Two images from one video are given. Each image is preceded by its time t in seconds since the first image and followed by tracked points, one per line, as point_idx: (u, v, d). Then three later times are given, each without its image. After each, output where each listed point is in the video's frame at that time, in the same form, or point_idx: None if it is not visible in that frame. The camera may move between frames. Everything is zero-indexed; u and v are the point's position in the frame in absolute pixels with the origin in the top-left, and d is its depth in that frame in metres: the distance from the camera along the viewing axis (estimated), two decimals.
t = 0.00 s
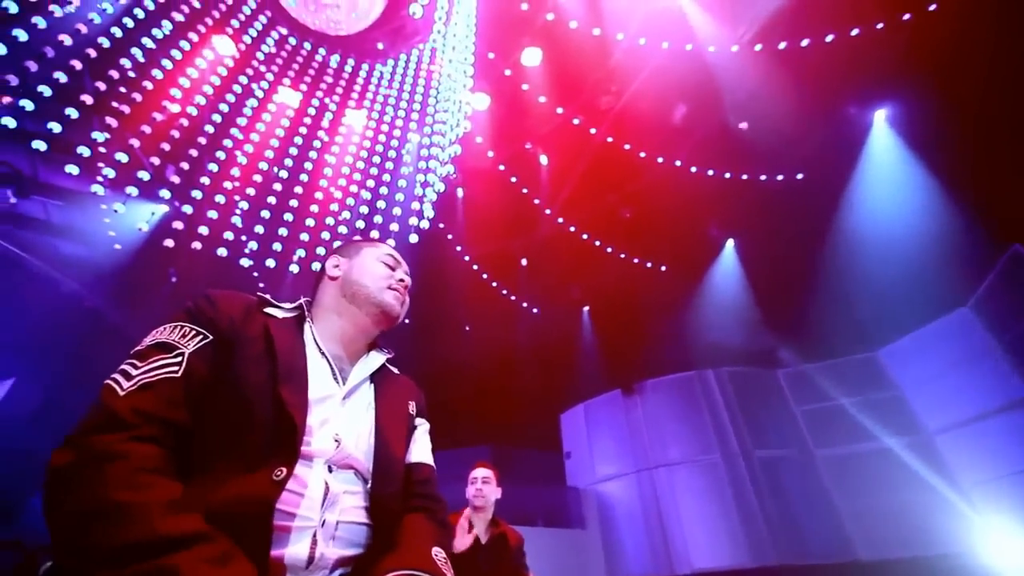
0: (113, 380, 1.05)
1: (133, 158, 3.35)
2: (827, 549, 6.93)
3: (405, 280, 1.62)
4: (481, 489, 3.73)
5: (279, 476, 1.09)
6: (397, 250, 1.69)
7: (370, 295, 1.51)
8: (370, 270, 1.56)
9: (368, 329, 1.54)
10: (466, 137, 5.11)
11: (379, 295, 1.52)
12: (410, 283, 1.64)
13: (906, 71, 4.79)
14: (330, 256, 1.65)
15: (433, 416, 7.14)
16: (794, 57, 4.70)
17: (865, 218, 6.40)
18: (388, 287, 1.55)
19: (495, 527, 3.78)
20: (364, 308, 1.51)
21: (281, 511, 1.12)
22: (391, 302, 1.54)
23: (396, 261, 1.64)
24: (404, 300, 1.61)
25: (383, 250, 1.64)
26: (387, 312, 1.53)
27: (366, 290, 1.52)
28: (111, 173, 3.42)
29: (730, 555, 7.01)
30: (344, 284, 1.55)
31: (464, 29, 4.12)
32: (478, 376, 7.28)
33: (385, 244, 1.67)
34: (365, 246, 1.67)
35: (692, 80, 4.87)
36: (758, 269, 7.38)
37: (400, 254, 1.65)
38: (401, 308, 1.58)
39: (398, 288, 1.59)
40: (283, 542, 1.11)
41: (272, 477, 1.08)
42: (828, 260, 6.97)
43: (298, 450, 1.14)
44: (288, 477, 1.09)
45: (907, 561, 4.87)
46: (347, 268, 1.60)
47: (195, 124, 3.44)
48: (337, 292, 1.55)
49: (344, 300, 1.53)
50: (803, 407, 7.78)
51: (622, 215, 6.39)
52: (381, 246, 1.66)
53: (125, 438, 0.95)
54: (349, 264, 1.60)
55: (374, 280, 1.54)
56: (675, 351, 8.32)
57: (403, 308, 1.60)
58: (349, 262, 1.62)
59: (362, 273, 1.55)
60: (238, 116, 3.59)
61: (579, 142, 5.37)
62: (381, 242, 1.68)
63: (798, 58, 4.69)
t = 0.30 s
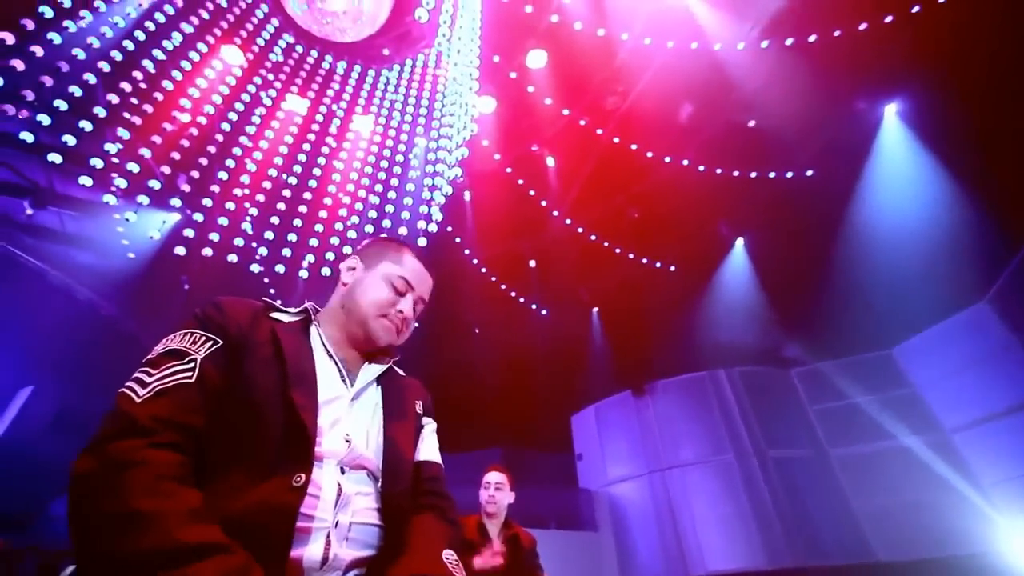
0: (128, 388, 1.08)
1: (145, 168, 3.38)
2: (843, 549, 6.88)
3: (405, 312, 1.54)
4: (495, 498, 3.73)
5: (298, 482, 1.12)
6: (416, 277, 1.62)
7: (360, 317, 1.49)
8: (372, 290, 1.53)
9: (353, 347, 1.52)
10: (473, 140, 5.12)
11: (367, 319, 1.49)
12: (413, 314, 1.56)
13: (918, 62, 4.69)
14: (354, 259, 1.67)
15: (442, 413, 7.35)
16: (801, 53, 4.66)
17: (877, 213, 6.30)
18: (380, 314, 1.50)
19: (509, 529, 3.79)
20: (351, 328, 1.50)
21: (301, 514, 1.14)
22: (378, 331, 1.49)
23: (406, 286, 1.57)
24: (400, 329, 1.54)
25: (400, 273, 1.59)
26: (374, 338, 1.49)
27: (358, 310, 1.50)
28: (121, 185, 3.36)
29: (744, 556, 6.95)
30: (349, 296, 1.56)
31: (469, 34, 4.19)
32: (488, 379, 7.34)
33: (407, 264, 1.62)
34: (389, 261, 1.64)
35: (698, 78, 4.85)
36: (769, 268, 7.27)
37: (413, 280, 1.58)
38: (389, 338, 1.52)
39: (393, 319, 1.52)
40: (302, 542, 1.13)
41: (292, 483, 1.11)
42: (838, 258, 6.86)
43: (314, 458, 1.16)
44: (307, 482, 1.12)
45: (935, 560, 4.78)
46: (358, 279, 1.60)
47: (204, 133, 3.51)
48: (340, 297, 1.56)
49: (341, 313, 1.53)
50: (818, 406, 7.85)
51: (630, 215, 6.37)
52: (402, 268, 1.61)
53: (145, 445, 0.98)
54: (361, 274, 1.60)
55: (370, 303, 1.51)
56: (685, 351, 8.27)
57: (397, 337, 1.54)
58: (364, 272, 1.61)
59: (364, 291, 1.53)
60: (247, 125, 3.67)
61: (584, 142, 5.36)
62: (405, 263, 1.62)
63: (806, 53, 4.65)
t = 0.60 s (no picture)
0: (127, 400, 1.06)
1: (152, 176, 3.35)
2: (855, 550, 6.81)
3: (397, 352, 1.36)
4: (508, 512, 3.66)
5: (289, 487, 1.10)
6: (413, 307, 1.37)
7: (350, 353, 1.38)
8: (361, 324, 1.37)
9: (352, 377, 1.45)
10: (478, 144, 5.11)
11: (356, 358, 1.37)
12: (408, 352, 1.37)
13: (925, 59, 4.62)
14: (359, 273, 1.50)
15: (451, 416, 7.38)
16: (807, 52, 4.60)
17: (885, 211, 6.25)
18: (368, 354, 1.36)
19: (517, 533, 3.75)
20: (344, 362, 1.40)
21: (298, 522, 1.12)
22: (366, 371, 1.37)
23: (400, 321, 1.36)
24: (396, 367, 1.38)
25: (392, 304, 1.37)
26: (366, 377, 1.38)
27: (348, 345, 1.38)
28: (129, 194, 3.38)
29: (755, 559, 6.88)
30: (346, 322, 1.43)
31: (473, 38, 4.10)
32: (495, 383, 7.33)
33: (403, 291, 1.38)
34: (387, 282, 1.42)
35: (702, 78, 4.79)
36: (777, 268, 7.18)
37: (406, 315, 1.36)
38: (381, 377, 1.39)
39: (384, 358, 1.36)
40: (297, 553, 1.11)
41: (283, 489, 1.09)
42: (848, 257, 6.78)
43: (309, 462, 1.14)
44: (299, 487, 1.10)
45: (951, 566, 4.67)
46: (355, 302, 1.45)
47: (211, 141, 3.51)
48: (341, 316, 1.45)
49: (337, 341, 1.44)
50: (828, 407, 7.70)
51: (635, 216, 6.32)
52: (394, 296, 1.38)
53: (140, 461, 0.95)
54: (358, 298, 1.44)
55: (358, 340, 1.37)
56: (694, 352, 8.20)
57: (393, 374, 1.39)
58: (361, 294, 1.44)
59: (355, 323, 1.39)
60: (253, 132, 3.67)
61: (589, 144, 5.34)
62: (401, 289, 1.38)
63: (812, 52, 4.58)
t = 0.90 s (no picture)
0: (139, 402, 1.05)
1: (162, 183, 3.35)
2: (869, 551, 6.72)
3: (410, 340, 1.34)
4: (512, 509, 3.63)
5: (299, 494, 1.07)
6: (423, 294, 1.36)
7: (363, 346, 1.36)
8: (372, 316, 1.35)
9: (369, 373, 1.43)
10: (484, 146, 5.11)
11: (369, 351, 1.35)
12: (422, 340, 1.35)
13: (932, 54, 4.55)
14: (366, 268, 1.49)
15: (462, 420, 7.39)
16: (813, 48, 4.55)
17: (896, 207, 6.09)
18: (382, 345, 1.34)
19: (526, 533, 3.73)
20: (358, 357, 1.38)
21: (312, 527, 1.10)
22: (382, 364, 1.35)
23: (411, 310, 1.34)
24: (410, 357, 1.36)
25: (401, 292, 1.35)
26: (382, 369, 1.35)
27: (361, 338, 1.36)
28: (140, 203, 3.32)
29: (768, 560, 6.82)
30: (357, 316, 1.42)
31: (477, 40, 4.10)
32: (504, 385, 7.33)
33: (411, 278, 1.37)
34: (394, 272, 1.41)
35: (707, 76, 4.74)
36: (787, 267, 7.09)
37: (417, 302, 1.34)
38: (397, 369, 1.37)
39: (398, 348, 1.34)
40: (309, 559, 1.09)
41: (293, 496, 1.06)
42: (859, 255, 6.63)
43: (321, 466, 1.12)
44: (309, 495, 1.07)
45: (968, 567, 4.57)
46: (364, 296, 1.44)
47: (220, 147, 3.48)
48: (350, 312, 1.44)
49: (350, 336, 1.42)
50: (840, 406, 7.66)
51: (642, 216, 6.27)
52: (403, 285, 1.36)
53: (151, 465, 0.95)
54: (367, 292, 1.43)
55: (371, 332, 1.35)
56: (703, 352, 8.12)
57: (408, 365, 1.37)
58: (370, 288, 1.43)
59: (366, 316, 1.37)
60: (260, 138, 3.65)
61: (594, 144, 5.31)
62: (409, 276, 1.37)
63: (818, 47, 4.53)
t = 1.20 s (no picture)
0: (156, 404, 1.06)
1: (172, 191, 3.40)
2: (884, 550, 6.62)
3: (414, 325, 1.33)
4: (520, 507, 3.62)
5: (319, 496, 1.08)
6: (426, 280, 1.36)
7: (369, 335, 1.36)
8: (377, 304, 1.36)
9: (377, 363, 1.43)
10: (489, 148, 5.13)
11: (375, 339, 1.35)
12: (426, 326, 1.34)
13: (939, 47, 4.50)
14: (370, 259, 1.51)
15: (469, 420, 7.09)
16: (818, 43, 4.53)
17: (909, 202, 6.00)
18: (387, 332, 1.34)
19: (537, 536, 3.72)
20: (365, 347, 1.39)
21: (329, 529, 1.10)
22: (387, 351, 1.34)
23: (415, 296, 1.34)
24: (416, 345, 1.35)
25: (404, 278, 1.36)
26: (387, 357, 1.35)
27: (366, 327, 1.37)
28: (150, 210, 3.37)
29: (781, 561, 6.71)
30: (362, 307, 1.42)
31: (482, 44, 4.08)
32: (511, 386, 7.23)
33: (415, 265, 1.37)
34: (397, 260, 1.42)
35: (712, 74, 4.72)
36: (797, 265, 7.03)
37: (420, 288, 1.34)
38: (403, 357, 1.36)
39: (403, 335, 1.33)
40: (328, 560, 1.09)
41: (313, 498, 1.07)
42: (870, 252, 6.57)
43: (337, 468, 1.14)
44: (328, 496, 1.09)
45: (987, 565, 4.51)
46: (369, 287, 1.44)
47: (227, 155, 3.52)
48: (357, 305, 1.45)
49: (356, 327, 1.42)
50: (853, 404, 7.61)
51: (648, 216, 6.24)
52: (406, 271, 1.37)
53: (174, 468, 0.95)
54: (372, 282, 1.44)
55: (376, 319, 1.35)
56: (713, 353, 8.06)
57: (414, 352, 1.36)
58: (374, 278, 1.44)
59: (371, 304, 1.38)
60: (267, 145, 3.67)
61: (600, 144, 5.31)
62: (413, 263, 1.38)
63: (824, 43, 4.51)
